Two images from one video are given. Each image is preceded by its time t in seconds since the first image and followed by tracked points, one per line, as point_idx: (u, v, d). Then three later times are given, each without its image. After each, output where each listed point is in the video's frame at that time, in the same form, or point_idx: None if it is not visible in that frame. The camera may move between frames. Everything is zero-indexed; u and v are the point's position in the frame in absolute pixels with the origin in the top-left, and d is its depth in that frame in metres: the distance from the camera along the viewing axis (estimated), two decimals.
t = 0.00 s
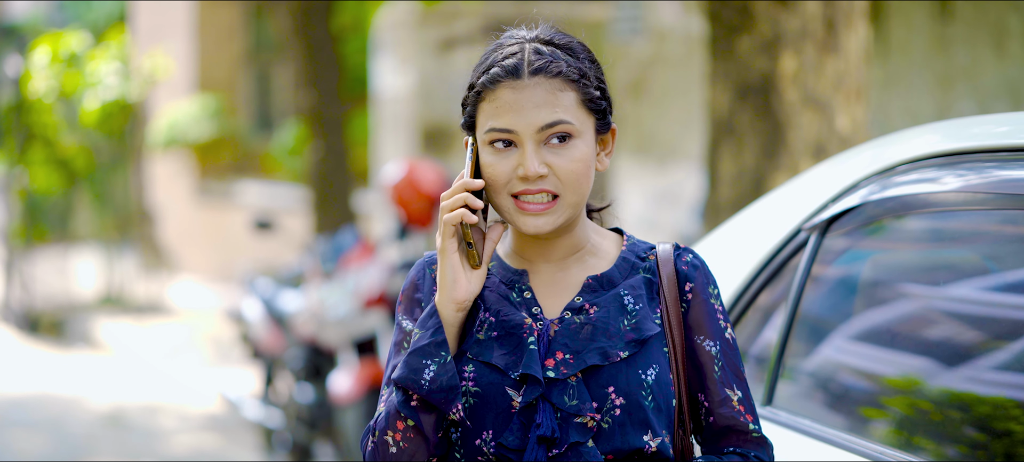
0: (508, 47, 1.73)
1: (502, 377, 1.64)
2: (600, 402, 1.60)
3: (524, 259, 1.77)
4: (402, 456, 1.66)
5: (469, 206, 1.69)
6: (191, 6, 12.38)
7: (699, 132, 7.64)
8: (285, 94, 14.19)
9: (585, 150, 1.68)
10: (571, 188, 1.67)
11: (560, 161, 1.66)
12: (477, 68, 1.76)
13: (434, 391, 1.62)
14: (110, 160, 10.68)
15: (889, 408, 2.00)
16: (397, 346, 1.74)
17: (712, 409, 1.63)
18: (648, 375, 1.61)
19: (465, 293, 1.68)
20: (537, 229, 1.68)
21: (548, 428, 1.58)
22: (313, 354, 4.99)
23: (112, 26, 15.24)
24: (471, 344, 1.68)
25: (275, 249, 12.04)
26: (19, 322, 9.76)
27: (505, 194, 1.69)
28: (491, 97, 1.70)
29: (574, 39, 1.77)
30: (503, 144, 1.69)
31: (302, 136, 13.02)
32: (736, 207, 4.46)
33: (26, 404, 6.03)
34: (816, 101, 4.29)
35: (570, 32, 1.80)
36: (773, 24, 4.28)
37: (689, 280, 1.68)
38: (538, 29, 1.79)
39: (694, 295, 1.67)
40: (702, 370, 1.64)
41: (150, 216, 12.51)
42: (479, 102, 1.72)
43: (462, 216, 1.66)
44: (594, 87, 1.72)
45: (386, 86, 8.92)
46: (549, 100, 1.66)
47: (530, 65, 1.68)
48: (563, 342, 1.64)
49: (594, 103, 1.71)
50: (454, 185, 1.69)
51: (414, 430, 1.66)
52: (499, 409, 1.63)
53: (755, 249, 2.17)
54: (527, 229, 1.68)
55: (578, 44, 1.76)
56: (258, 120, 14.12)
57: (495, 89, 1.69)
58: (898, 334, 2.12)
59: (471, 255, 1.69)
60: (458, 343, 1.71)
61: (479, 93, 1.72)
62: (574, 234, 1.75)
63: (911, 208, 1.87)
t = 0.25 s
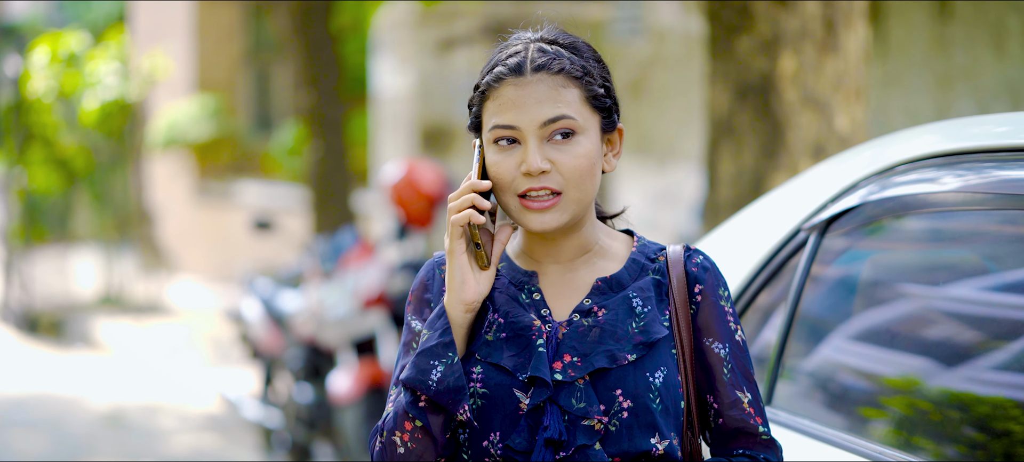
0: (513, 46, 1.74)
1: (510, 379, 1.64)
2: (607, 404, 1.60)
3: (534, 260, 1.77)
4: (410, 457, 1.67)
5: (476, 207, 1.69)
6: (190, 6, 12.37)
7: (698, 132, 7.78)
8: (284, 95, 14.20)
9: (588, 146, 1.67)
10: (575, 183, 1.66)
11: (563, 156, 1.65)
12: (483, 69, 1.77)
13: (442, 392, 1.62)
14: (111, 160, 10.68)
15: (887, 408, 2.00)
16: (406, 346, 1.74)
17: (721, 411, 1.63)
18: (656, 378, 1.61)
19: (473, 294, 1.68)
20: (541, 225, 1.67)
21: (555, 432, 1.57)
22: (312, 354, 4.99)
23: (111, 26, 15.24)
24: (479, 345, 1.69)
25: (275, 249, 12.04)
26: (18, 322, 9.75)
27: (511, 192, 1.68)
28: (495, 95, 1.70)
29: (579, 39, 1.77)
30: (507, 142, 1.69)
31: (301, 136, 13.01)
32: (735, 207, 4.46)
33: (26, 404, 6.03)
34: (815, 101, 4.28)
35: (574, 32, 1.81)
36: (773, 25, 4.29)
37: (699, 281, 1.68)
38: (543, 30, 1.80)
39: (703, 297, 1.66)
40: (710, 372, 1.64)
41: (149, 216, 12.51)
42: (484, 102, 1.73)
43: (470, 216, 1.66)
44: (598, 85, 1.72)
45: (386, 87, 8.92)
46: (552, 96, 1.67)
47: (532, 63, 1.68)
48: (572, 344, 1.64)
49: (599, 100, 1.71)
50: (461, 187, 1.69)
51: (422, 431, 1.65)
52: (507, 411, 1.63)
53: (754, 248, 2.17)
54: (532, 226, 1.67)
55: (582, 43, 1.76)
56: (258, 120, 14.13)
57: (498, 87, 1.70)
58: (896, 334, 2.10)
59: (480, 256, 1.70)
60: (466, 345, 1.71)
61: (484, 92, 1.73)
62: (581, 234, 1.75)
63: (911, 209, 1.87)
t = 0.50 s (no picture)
0: (518, 53, 1.74)
1: (514, 383, 1.65)
2: (612, 409, 1.61)
3: (541, 263, 1.77)
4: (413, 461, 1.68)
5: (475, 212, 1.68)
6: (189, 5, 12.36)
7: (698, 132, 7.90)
8: (284, 94, 14.22)
9: (587, 157, 1.67)
10: (572, 194, 1.66)
11: (561, 167, 1.65)
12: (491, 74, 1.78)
13: (443, 398, 1.63)
14: (110, 160, 10.85)
15: (886, 407, 2.01)
16: (412, 350, 1.76)
17: (731, 413, 1.62)
18: (661, 382, 1.61)
19: (473, 300, 1.69)
20: (538, 234, 1.67)
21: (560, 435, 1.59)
22: (311, 353, 4.99)
23: (110, 25, 15.22)
24: (485, 348, 1.69)
25: (274, 249, 12.05)
26: (17, 321, 9.73)
27: (509, 200, 1.68)
28: (497, 103, 1.71)
29: (587, 46, 1.77)
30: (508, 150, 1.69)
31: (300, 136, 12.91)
32: (735, 206, 4.47)
33: (25, 403, 6.02)
34: (814, 101, 4.29)
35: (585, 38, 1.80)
36: (771, 23, 4.28)
37: (706, 285, 1.66)
38: (552, 36, 1.80)
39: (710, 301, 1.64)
40: (719, 375, 1.62)
41: (148, 215, 12.50)
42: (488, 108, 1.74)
43: (466, 222, 1.66)
44: (602, 94, 1.71)
45: (385, 86, 8.92)
46: (552, 105, 1.66)
47: (534, 71, 1.68)
48: (576, 349, 1.64)
49: (601, 109, 1.70)
50: (461, 191, 1.69)
51: (424, 436, 1.67)
52: (511, 415, 1.64)
53: (753, 247, 2.15)
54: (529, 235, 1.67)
55: (590, 50, 1.76)
56: (257, 120, 14.15)
57: (500, 95, 1.70)
58: (895, 333, 2.11)
59: (480, 261, 1.70)
60: (468, 349, 1.72)
61: (488, 99, 1.73)
62: (587, 240, 1.74)
63: (909, 208, 1.87)
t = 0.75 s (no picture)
0: (520, 53, 1.74)
1: (514, 388, 1.65)
2: (611, 414, 1.61)
3: (540, 266, 1.77)
4: None
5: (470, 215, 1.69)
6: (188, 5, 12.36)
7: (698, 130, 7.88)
8: (282, 94, 14.23)
9: (587, 157, 1.66)
10: (570, 194, 1.65)
11: (561, 166, 1.65)
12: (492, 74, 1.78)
13: (437, 399, 1.64)
14: (108, 159, 10.81)
15: (886, 406, 1.99)
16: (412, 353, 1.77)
17: (732, 417, 1.63)
18: (660, 388, 1.61)
19: (469, 301, 1.70)
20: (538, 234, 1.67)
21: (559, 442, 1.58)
22: (310, 353, 4.99)
23: (108, 25, 15.21)
24: (485, 352, 1.69)
25: (272, 248, 12.05)
26: (16, 321, 9.72)
27: (509, 199, 1.68)
28: (498, 102, 1.71)
29: (589, 46, 1.77)
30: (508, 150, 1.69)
31: (299, 135, 12.96)
32: (733, 205, 4.47)
33: (23, 403, 6.01)
34: (814, 101, 4.29)
35: (586, 38, 1.80)
36: (770, 23, 4.28)
37: (707, 289, 1.66)
38: (554, 36, 1.80)
39: (711, 304, 1.65)
40: (719, 379, 1.63)
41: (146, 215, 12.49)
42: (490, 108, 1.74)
43: (461, 225, 1.67)
44: (602, 94, 1.70)
45: (383, 86, 8.91)
46: (553, 105, 1.66)
47: (534, 71, 1.68)
48: (575, 354, 1.64)
49: (602, 110, 1.70)
50: (457, 194, 1.69)
51: (421, 438, 1.68)
52: (510, 420, 1.64)
53: (752, 247, 2.16)
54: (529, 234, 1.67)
55: (592, 51, 1.76)
56: (255, 119, 14.14)
57: (501, 94, 1.70)
58: (894, 333, 2.09)
59: (475, 264, 1.71)
60: (464, 351, 1.73)
61: (490, 98, 1.74)
62: (587, 241, 1.74)
63: (906, 207, 1.88)
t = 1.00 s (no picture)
0: (514, 47, 1.74)
1: (506, 385, 1.64)
2: (604, 411, 1.61)
3: (532, 262, 1.77)
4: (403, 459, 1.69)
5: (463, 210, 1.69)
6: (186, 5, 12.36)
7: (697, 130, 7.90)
8: (280, 94, 14.21)
9: (584, 149, 1.66)
10: (569, 185, 1.66)
11: (559, 158, 1.65)
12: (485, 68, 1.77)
13: (426, 393, 1.63)
14: (106, 159, 10.75)
15: (884, 406, 1.99)
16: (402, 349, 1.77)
17: (722, 414, 1.63)
18: (653, 384, 1.61)
19: (459, 296, 1.70)
20: (536, 226, 1.66)
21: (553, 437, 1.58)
22: (309, 353, 4.98)
23: (106, 24, 15.19)
24: (477, 349, 1.69)
25: (271, 248, 12.05)
26: (14, 321, 9.71)
27: (506, 193, 1.68)
28: (493, 95, 1.71)
29: (581, 40, 1.77)
30: (504, 143, 1.69)
31: (298, 135, 13.00)
32: (732, 205, 4.47)
33: (21, 403, 6.01)
34: (812, 102, 4.27)
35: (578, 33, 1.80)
36: (769, 23, 4.28)
37: (698, 285, 1.66)
38: (547, 30, 1.80)
39: (703, 300, 1.65)
40: (710, 374, 1.63)
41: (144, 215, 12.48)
42: (484, 101, 1.74)
43: (454, 219, 1.67)
44: (597, 86, 1.71)
45: (382, 85, 8.90)
46: (549, 97, 1.66)
47: (530, 63, 1.68)
48: (568, 351, 1.64)
49: (597, 102, 1.70)
50: (450, 189, 1.69)
51: (412, 433, 1.67)
52: (504, 417, 1.63)
53: (752, 247, 2.17)
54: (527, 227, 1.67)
55: (584, 44, 1.76)
56: (253, 119, 14.14)
57: (496, 87, 1.70)
58: (893, 334, 2.08)
59: (467, 259, 1.71)
60: (455, 346, 1.72)
61: (484, 92, 1.73)
62: (581, 236, 1.74)
63: (906, 207, 1.88)
